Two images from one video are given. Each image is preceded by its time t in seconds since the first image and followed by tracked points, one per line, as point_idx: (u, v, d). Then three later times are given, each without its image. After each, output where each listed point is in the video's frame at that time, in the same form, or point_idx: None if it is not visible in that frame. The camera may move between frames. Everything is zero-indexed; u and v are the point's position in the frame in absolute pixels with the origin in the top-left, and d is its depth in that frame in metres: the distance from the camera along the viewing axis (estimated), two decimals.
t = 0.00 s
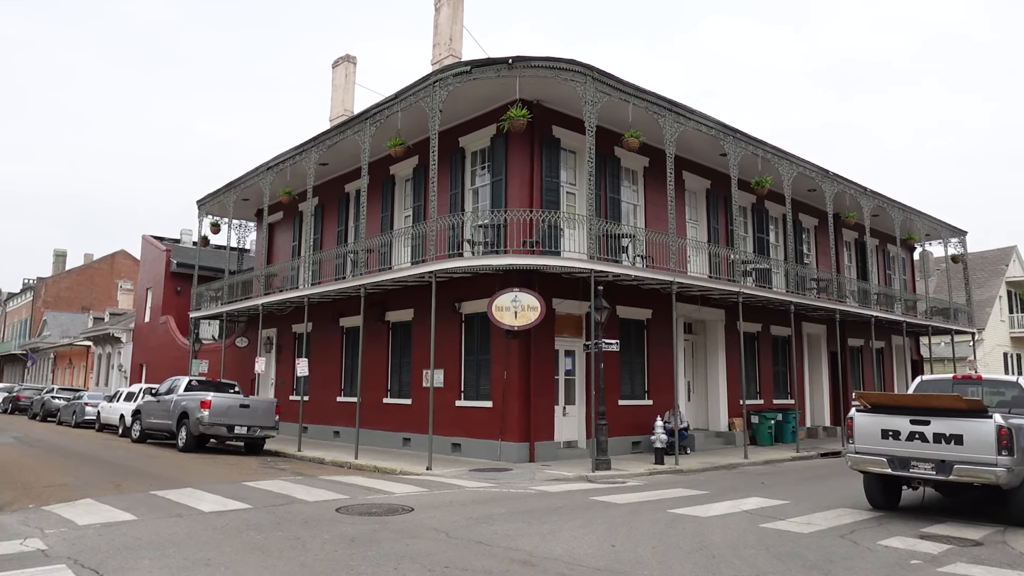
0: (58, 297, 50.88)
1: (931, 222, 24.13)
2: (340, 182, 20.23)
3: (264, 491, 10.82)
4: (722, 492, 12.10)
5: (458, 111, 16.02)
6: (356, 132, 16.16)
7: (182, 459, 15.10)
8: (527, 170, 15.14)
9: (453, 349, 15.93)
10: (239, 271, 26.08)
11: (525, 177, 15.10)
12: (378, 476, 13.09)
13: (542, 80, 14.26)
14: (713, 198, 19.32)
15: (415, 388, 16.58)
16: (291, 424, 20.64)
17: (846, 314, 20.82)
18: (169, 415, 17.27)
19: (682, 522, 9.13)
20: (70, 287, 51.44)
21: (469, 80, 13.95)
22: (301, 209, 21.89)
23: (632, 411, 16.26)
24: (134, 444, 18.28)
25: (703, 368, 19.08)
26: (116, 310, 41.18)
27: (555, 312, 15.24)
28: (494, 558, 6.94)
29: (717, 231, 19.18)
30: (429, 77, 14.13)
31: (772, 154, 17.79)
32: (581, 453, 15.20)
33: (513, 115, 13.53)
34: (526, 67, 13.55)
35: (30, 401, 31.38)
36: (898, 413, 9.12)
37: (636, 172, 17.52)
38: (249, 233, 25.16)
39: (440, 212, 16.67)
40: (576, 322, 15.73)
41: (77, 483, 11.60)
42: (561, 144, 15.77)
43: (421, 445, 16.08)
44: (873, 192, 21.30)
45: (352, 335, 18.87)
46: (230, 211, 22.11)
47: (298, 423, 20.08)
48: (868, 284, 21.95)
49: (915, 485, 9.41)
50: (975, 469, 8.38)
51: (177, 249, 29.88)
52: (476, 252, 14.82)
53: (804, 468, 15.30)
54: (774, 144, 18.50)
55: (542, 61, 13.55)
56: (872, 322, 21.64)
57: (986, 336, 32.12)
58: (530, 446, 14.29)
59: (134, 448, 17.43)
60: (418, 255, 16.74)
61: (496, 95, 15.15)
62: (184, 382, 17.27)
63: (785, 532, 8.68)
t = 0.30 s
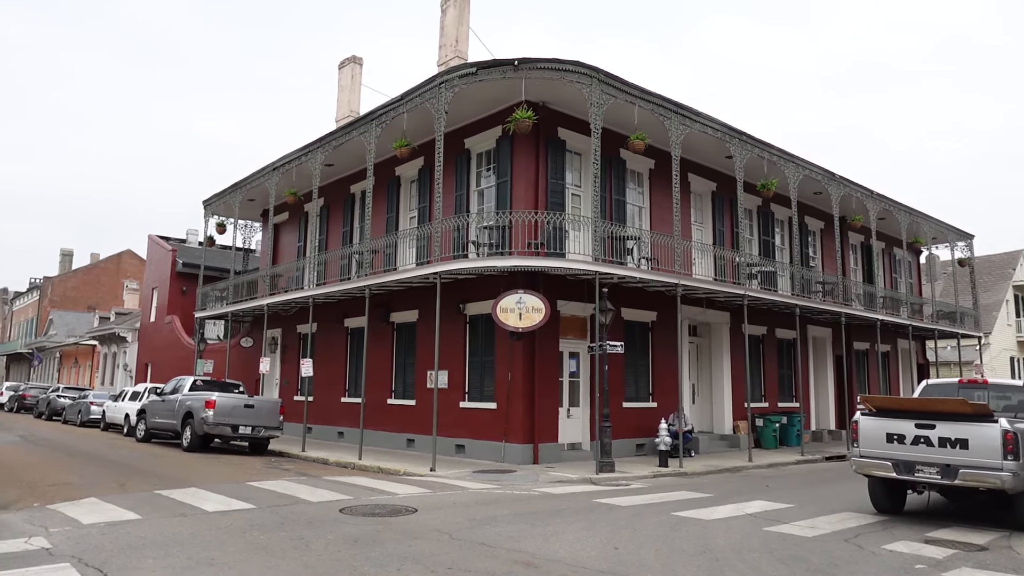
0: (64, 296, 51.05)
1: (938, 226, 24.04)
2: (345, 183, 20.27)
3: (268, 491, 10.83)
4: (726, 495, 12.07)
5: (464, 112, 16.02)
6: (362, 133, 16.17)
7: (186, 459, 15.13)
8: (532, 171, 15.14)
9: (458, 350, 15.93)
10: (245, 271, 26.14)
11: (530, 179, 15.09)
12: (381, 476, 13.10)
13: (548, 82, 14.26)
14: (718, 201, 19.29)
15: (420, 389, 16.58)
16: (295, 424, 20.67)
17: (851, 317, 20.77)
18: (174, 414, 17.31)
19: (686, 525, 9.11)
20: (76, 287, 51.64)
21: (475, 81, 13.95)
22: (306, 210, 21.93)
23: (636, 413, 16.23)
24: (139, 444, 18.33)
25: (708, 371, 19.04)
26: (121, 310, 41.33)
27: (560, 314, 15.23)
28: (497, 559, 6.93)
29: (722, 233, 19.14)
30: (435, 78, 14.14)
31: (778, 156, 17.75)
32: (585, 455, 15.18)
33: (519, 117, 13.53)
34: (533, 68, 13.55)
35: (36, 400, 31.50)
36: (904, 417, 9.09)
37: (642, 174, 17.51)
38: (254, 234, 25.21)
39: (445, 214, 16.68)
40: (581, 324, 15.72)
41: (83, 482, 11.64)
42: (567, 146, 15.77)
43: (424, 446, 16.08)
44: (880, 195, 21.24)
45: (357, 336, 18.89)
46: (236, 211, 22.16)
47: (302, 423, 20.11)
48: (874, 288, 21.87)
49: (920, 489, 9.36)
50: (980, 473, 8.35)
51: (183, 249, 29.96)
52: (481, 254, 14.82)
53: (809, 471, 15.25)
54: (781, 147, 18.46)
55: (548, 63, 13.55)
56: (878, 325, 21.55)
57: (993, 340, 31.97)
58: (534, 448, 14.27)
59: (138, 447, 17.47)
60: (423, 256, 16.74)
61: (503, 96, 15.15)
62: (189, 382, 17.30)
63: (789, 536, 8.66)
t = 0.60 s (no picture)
0: (70, 297, 51.21)
1: (945, 228, 23.94)
2: (350, 184, 20.30)
3: (272, 492, 10.85)
4: (731, 497, 12.04)
5: (469, 114, 16.04)
6: (367, 135, 16.20)
7: (192, 459, 15.17)
8: (537, 173, 15.14)
9: (462, 352, 15.94)
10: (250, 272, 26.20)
11: (535, 181, 15.09)
12: (386, 478, 13.10)
13: (553, 83, 14.26)
14: (723, 203, 19.24)
15: (424, 390, 16.58)
16: (300, 425, 20.70)
17: (857, 319, 20.70)
18: (179, 415, 17.35)
19: (690, 527, 9.09)
20: (82, 287, 51.80)
21: (480, 83, 13.96)
22: (311, 211, 21.97)
23: (641, 415, 16.20)
24: (144, 444, 18.37)
25: (713, 373, 19.02)
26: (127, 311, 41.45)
27: (565, 316, 15.23)
28: (501, 561, 6.93)
29: (727, 235, 19.10)
30: (440, 80, 14.16)
31: (784, 158, 17.71)
32: (589, 456, 15.16)
33: (524, 118, 13.53)
34: (537, 70, 13.55)
35: (43, 400, 31.60)
36: (909, 420, 9.05)
37: (647, 175, 17.49)
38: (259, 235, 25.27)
39: (450, 215, 16.70)
40: (586, 325, 15.71)
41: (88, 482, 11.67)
42: (572, 147, 15.78)
43: (429, 447, 16.09)
44: (886, 197, 21.17)
45: (361, 337, 18.92)
46: (241, 212, 22.21)
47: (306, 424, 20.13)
48: (880, 290, 21.78)
49: (926, 492, 9.33)
50: (986, 477, 8.31)
51: (188, 250, 30.03)
52: (485, 255, 14.82)
53: (815, 474, 15.20)
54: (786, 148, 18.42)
55: (553, 64, 13.56)
56: (883, 327, 21.47)
57: (1000, 343, 31.83)
58: (539, 449, 14.27)
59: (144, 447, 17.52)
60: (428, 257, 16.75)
61: (507, 97, 15.15)
62: (194, 383, 17.34)
63: (794, 539, 8.63)
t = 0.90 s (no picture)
0: (76, 298, 51.41)
1: (952, 229, 23.86)
2: (355, 186, 20.32)
3: (277, 493, 10.86)
4: (736, 499, 12.00)
5: (473, 115, 16.05)
6: (371, 136, 16.21)
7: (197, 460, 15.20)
8: (541, 174, 15.12)
9: (467, 353, 15.94)
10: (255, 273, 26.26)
11: (540, 182, 15.08)
12: (391, 479, 13.10)
13: (557, 84, 14.26)
14: (728, 204, 19.21)
15: (429, 391, 16.58)
16: (304, 425, 20.73)
17: (862, 320, 20.64)
18: (184, 416, 17.39)
19: (696, 529, 9.06)
20: (88, 289, 51.97)
21: (484, 84, 13.96)
22: (316, 212, 22.00)
23: (645, 416, 16.17)
24: (149, 445, 18.42)
25: (718, 374, 18.99)
26: (133, 313, 41.58)
27: (569, 317, 15.21)
28: (506, 563, 6.92)
29: (732, 236, 19.06)
30: (445, 81, 14.16)
31: (789, 159, 17.67)
32: (594, 458, 15.14)
33: (528, 120, 13.52)
34: (542, 71, 13.54)
35: (48, 401, 31.69)
36: (916, 421, 9.02)
37: (651, 176, 17.47)
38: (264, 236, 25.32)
39: (454, 216, 16.70)
40: (590, 326, 15.69)
41: (94, 483, 11.71)
42: (576, 148, 15.76)
43: (434, 449, 16.09)
44: (892, 197, 21.10)
45: (366, 338, 18.93)
46: (246, 214, 22.26)
47: (311, 425, 20.15)
48: (886, 291, 21.71)
49: (933, 494, 9.29)
50: (994, 478, 8.26)
51: (194, 251, 30.11)
52: (490, 257, 14.81)
53: (820, 475, 15.15)
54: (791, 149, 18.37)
55: (557, 65, 13.54)
56: (889, 328, 21.40)
57: (1007, 344, 31.71)
58: (544, 450, 14.25)
59: (149, 448, 17.55)
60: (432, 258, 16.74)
61: (511, 99, 15.15)
62: (199, 384, 17.38)
63: (800, 540, 8.60)
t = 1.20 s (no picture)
0: (82, 300, 51.60)
1: (958, 228, 23.78)
2: (359, 187, 20.34)
3: (282, 494, 10.87)
4: (742, 500, 11.97)
5: (477, 115, 16.04)
6: (375, 137, 16.22)
7: (202, 461, 15.23)
8: (545, 175, 15.11)
9: (471, 354, 15.93)
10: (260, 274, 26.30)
11: (544, 182, 15.07)
12: (396, 479, 13.10)
13: (561, 85, 14.25)
14: (733, 203, 19.16)
15: (433, 392, 16.58)
16: (309, 426, 20.76)
17: (868, 320, 20.57)
18: (189, 417, 17.41)
19: (701, 530, 9.04)
20: (93, 290, 52.14)
21: (488, 84, 13.96)
22: (320, 213, 22.02)
23: (650, 417, 16.15)
24: (155, 446, 18.46)
25: (723, 374, 18.94)
26: (138, 314, 41.70)
27: (574, 317, 15.20)
28: (511, 564, 6.91)
29: (737, 236, 19.02)
30: (448, 82, 14.16)
31: (793, 159, 17.62)
32: (599, 458, 15.12)
33: (532, 120, 13.51)
34: (546, 71, 13.53)
35: (54, 403, 31.79)
36: (922, 421, 8.98)
37: (655, 176, 17.44)
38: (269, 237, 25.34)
39: (459, 217, 16.70)
40: (595, 327, 15.68)
41: (100, 484, 11.73)
42: (580, 148, 15.75)
43: (438, 449, 16.09)
44: (897, 196, 21.05)
45: (370, 338, 18.95)
46: (251, 215, 22.30)
47: (316, 426, 20.17)
48: (892, 290, 21.64)
49: (939, 495, 9.25)
50: (1001, 479, 8.23)
51: (199, 252, 30.17)
52: (494, 257, 14.81)
53: (826, 476, 15.11)
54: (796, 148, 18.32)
55: (561, 66, 13.53)
56: (895, 328, 21.33)
57: (1013, 344, 31.59)
58: (548, 451, 14.24)
59: (154, 449, 17.59)
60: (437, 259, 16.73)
61: (515, 99, 15.14)
62: (204, 385, 17.41)
63: (806, 541, 8.57)
